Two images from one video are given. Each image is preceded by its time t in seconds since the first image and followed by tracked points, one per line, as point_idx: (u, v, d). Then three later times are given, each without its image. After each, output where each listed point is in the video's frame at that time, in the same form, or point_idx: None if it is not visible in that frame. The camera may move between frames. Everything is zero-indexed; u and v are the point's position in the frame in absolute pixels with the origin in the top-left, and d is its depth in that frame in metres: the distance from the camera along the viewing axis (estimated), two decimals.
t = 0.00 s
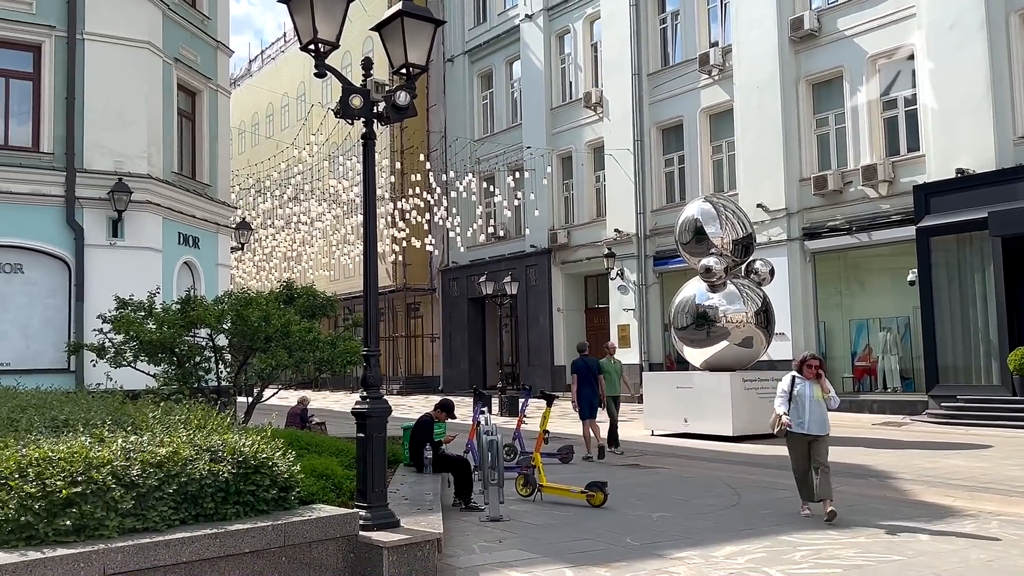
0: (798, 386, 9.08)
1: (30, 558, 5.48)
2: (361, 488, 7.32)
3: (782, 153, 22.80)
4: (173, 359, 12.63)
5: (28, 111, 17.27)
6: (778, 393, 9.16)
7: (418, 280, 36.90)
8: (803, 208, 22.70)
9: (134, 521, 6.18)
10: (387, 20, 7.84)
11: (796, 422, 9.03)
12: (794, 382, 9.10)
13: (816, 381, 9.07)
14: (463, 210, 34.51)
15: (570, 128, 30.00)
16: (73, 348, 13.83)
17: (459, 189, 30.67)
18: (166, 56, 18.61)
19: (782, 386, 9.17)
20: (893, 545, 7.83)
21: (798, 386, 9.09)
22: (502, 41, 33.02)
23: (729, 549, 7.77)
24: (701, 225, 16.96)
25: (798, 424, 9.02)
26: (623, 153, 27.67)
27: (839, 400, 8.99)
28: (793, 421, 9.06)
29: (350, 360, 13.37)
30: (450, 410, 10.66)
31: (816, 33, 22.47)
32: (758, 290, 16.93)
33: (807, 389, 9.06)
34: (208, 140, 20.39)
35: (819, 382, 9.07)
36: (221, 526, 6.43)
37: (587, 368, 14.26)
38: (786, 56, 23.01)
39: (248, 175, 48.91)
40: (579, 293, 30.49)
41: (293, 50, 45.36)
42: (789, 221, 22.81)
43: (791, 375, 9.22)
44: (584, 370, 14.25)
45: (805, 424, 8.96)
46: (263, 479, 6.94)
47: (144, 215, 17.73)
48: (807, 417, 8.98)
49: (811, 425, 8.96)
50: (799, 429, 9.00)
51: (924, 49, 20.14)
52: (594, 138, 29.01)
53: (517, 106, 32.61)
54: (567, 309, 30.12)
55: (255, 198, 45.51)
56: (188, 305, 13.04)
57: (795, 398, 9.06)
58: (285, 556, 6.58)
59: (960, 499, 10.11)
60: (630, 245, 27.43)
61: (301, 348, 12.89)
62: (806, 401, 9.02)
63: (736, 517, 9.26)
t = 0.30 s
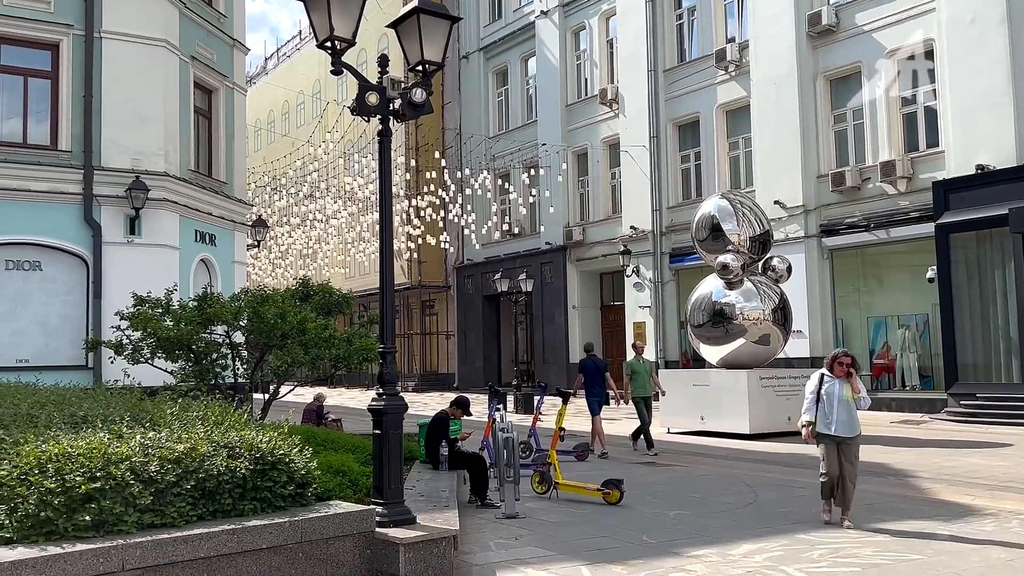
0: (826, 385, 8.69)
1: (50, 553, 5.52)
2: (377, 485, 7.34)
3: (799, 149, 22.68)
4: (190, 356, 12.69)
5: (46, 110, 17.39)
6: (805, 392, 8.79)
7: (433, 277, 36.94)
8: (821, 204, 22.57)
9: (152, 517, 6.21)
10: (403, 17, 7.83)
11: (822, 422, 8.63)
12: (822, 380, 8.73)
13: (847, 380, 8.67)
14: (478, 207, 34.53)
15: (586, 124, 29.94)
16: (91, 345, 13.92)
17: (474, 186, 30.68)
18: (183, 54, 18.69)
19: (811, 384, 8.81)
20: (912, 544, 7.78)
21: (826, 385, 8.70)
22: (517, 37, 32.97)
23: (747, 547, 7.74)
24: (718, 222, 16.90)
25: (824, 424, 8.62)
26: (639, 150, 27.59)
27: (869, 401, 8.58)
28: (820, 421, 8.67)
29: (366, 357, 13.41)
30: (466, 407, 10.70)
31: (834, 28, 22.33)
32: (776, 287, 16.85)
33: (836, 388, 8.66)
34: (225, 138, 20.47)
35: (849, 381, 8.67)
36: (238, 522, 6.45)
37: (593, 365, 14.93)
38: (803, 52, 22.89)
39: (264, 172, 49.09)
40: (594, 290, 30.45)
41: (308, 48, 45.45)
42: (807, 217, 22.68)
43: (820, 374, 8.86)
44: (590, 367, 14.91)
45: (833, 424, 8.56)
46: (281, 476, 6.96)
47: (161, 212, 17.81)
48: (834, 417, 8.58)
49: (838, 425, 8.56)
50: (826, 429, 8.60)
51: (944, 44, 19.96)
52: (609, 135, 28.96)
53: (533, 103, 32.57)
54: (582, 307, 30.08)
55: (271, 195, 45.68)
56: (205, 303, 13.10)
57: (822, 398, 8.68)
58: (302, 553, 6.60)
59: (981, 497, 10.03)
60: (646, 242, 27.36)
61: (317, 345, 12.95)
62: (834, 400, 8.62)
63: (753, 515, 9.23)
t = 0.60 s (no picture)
0: (859, 389, 8.06)
1: (76, 547, 5.58)
2: (399, 481, 7.35)
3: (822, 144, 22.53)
4: (212, 352, 12.78)
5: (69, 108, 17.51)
6: (836, 397, 8.17)
7: (453, 274, 36.99)
8: (845, 200, 22.40)
9: (176, 512, 6.26)
10: (423, 13, 7.84)
11: (856, 431, 8.01)
12: (854, 385, 8.08)
13: (880, 385, 8.02)
14: (498, 204, 34.53)
15: (606, 121, 29.87)
16: (115, 342, 14.01)
17: (494, 183, 30.70)
18: (204, 52, 18.79)
19: (841, 389, 8.17)
20: (937, 544, 7.71)
21: (859, 391, 8.06)
22: (537, 33, 32.93)
23: (770, 545, 7.70)
24: (740, 218, 16.80)
25: (859, 432, 7.99)
26: (660, 146, 27.47)
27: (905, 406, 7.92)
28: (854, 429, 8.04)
29: (386, 354, 13.45)
30: (486, 404, 10.76)
31: (858, 22, 22.15)
32: (799, 284, 16.75)
33: (869, 394, 8.02)
34: (246, 136, 20.57)
35: (883, 385, 8.02)
36: (261, 517, 6.49)
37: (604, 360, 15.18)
38: (826, 47, 22.73)
39: (284, 170, 49.32)
40: (615, 287, 30.39)
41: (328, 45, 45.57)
42: (830, 213, 22.52)
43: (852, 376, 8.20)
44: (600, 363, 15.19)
45: (868, 432, 7.93)
46: (302, 471, 7.00)
47: (183, 210, 17.91)
48: (869, 425, 7.95)
49: (874, 434, 7.93)
50: (861, 438, 7.97)
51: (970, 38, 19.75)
52: (630, 131, 28.88)
53: (553, 99, 32.52)
54: (602, 304, 30.03)
55: (292, 192, 45.88)
56: (227, 300, 13.17)
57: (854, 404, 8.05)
58: (323, 548, 6.63)
59: (1007, 496, 9.94)
60: (667, 238, 27.27)
61: (337, 342, 13.00)
62: (868, 407, 7.99)
63: (775, 513, 9.18)
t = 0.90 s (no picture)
0: (903, 384, 7.64)
1: (111, 542, 5.65)
2: (428, 477, 7.36)
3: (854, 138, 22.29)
4: (243, 349, 12.90)
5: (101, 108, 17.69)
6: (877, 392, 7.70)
7: (480, 271, 36.99)
8: (877, 195, 22.15)
9: (208, 507, 6.31)
10: (451, 10, 7.82)
11: (900, 427, 7.63)
12: (897, 379, 7.66)
13: (925, 379, 7.64)
14: (525, 200, 34.52)
15: (635, 116, 29.74)
16: (147, 339, 14.15)
17: (522, 179, 30.69)
18: (234, 52, 18.93)
19: (883, 382, 7.73)
20: (973, 543, 7.60)
21: (902, 384, 7.65)
22: (564, 29, 32.86)
23: (803, 544, 7.63)
24: (771, 214, 16.65)
25: (901, 429, 7.62)
26: (689, 141, 27.30)
27: (951, 402, 7.57)
28: (896, 426, 7.66)
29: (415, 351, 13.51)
30: (514, 402, 10.81)
31: (891, 14, 21.86)
32: (831, 280, 16.60)
33: (914, 388, 7.62)
34: (275, 135, 20.70)
35: (928, 379, 7.64)
36: (292, 513, 6.53)
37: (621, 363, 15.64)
38: (858, 39, 22.48)
39: (313, 168, 49.63)
40: (644, 283, 30.29)
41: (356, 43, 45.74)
42: (863, 208, 22.27)
43: (893, 370, 7.77)
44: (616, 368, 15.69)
45: (913, 429, 7.56)
46: (332, 468, 7.04)
47: (213, 208, 18.06)
48: (913, 422, 7.58)
49: (918, 431, 7.57)
50: (904, 436, 7.60)
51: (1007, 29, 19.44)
52: (659, 126, 28.74)
53: (580, 95, 32.44)
54: (631, 301, 29.94)
55: (321, 190, 46.14)
56: (258, 297, 13.28)
57: (898, 399, 7.63)
58: (353, 543, 6.65)
59: None
60: (697, 234, 27.11)
61: (366, 339, 13.07)
62: (912, 402, 7.60)
63: (807, 511, 9.09)
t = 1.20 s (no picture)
0: (968, 385, 7.24)
1: (156, 536, 5.73)
2: (467, 474, 7.36)
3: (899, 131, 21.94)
4: (283, 346, 13.04)
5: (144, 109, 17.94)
6: (942, 394, 7.34)
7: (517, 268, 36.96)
8: (923, 189, 21.78)
9: (250, 502, 6.37)
10: (489, 7, 7.81)
11: (964, 432, 7.22)
12: (961, 380, 7.27)
13: (993, 380, 7.18)
14: (563, 197, 34.43)
15: (674, 111, 29.53)
16: (190, 336, 14.32)
17: (559, 176, 30.64)
18: (273, 51, 19.10)
19: (947, 384, 7.35)
20: None
21: (967, 386, 7.25)
22: (602, 24, 32.72)
23: (847, 544, 7.52)
24: (814, 209, 16.45)
25: (966, 433, 7.21)
26: (730, 136, 27.04)
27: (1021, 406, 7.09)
28: (961, 430, 7.25)
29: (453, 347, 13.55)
30: (553, 399, 10.73)
31: (938, 4, 21.45)
32: (875, 276, 16.37)
33: (980, 390, 7.20)
34: (314, 134, 20.85)
35: (996, 380, 7.18)
36: (333, 509, 6.57)
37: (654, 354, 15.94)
38: (903, 31, 22.12)
39: (351, 166, 49.98)
40: (684, 279, 30.09)
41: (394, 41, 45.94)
42: (908, 203, 21.96)
43: (960, 370, 7.37)
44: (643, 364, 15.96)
45: (977, 433, 7.14)
46: (372, 464, 7.07)
47: (253, 206, 18.25)
48: (977, 426, 7.17)
49: (983, 436, 7.14)
50: (968, 440, 7.20)
51: None
52: (698, 121, 28.52)
53: (619, 91, 32.29)
54: (670, 297, 29.74)
55: (359, 188, 46.45)
56: (298, 294, 13.40)
57: (962, 401, 7.24)
58: (394, 539, 6.68)
59: None
60: (738, 230, 26.87)
61: (405, 335, 13.13)
62: (977, 405, 7.18)
63: (851, 510, 8.97)
